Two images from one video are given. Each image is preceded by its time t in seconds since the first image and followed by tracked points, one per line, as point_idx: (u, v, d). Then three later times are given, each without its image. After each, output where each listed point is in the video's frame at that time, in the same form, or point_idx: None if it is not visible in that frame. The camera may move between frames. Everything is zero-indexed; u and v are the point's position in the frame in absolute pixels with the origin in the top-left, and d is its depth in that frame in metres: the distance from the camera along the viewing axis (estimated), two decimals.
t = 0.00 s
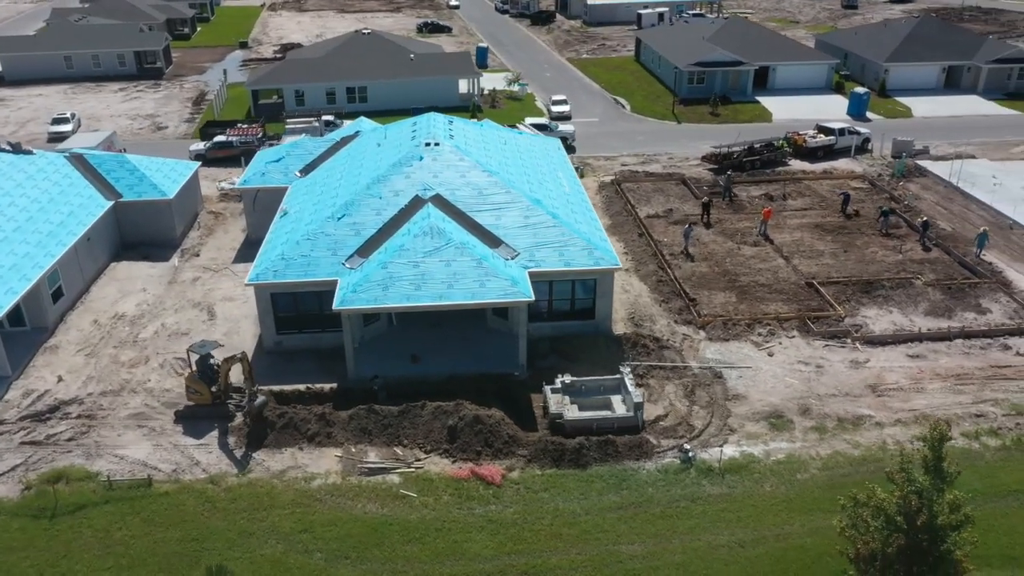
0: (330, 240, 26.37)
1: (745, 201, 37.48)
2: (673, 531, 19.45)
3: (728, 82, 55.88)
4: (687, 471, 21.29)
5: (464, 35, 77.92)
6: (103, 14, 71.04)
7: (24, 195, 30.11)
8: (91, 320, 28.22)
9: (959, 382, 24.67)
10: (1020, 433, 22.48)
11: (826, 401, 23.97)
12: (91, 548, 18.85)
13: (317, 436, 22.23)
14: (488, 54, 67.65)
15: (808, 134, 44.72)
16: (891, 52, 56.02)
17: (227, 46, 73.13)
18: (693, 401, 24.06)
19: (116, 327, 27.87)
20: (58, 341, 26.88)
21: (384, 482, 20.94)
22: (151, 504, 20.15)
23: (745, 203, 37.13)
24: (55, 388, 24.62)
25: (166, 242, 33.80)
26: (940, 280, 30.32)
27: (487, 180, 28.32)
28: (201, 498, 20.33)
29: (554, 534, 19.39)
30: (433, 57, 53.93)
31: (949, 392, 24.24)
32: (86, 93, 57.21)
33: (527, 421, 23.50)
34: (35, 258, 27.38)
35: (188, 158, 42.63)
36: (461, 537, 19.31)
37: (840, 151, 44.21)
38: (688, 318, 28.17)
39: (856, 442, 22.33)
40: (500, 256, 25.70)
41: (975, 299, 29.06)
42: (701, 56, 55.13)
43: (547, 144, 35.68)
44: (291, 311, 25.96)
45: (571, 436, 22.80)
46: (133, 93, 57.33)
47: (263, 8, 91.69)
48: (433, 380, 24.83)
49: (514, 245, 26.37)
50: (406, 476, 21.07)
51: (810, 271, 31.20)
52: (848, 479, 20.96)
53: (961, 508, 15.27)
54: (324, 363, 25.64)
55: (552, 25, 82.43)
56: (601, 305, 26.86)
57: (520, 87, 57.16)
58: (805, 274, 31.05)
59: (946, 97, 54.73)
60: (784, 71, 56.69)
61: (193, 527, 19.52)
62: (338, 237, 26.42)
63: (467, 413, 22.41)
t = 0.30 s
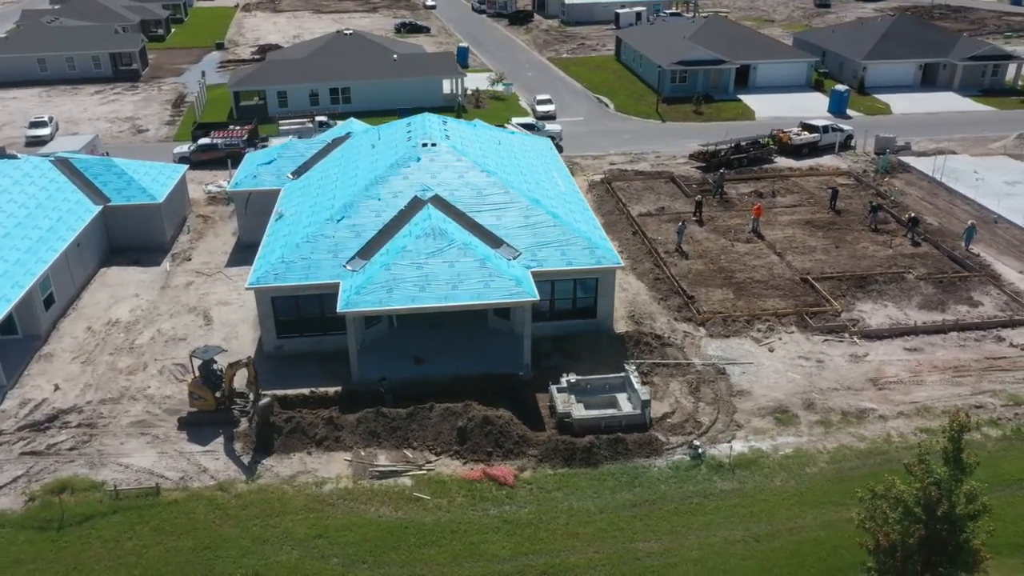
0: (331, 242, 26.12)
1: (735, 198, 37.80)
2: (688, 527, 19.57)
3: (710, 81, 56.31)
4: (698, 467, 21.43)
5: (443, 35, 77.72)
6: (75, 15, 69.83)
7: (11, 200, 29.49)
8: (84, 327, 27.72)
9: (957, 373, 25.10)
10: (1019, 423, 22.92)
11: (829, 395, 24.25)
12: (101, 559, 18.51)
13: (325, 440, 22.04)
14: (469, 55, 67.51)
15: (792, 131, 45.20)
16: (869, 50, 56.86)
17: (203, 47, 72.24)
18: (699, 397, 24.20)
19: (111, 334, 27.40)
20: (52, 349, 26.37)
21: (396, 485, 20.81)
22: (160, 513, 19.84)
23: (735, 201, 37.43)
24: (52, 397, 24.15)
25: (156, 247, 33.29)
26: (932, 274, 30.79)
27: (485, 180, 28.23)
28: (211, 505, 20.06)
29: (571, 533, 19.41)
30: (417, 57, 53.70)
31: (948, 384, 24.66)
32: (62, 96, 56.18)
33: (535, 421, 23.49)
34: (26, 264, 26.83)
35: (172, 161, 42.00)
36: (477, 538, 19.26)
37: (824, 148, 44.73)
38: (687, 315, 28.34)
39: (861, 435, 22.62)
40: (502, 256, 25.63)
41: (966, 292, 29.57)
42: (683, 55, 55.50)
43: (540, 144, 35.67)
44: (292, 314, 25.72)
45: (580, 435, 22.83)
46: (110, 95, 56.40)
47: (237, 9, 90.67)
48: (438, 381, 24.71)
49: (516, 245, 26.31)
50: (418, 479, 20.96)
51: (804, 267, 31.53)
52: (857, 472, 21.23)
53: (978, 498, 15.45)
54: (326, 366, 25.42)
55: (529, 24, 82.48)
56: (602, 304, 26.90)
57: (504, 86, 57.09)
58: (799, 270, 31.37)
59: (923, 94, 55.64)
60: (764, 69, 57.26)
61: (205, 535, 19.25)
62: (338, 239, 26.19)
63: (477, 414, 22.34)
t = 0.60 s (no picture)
0: (335, 244, 25.93)
1: (728, 195, 38.08)
2: (707, 522, 19.72)
3: (695, 79, 56.72)
4: (712, 463, 21.58)
5: (425, 35, 77.47)
6: (50, 16, 68.67)
7: (3, 205, 28.94)
8: (83, 333, 27.29)
9: (959, 365, 25.54)
10: (1022, 413, 23.36)
11: (835, 389, 24.54)
12: (118, 568, 18.22)
13: (338, 443, 21.88)
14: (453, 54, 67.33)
15: (780, 128, 45.63)
16: (851, 47, 57.59)
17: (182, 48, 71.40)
18: (708, 393, 24.35)
19: (110, 340, 27.00)
20: (51, 356, 25.92)
21: (412, 486, 20.73)
22: (176, 520, 19.57)
23: (729, 198, 37.71)
24: (55, 404, 23.75)
25: (150, 251, 32.84)
26: (926, 269, 31.25)
27: (487, 180, 28.17)
28: (227, 511, 19.83)
29: (591, 531, 19.45)
30: (404, 57, 53.48)
31: (950, 376, 25.09)
32: (41, 99, 55.25)
33: (546, 420, 23.49)
34: (23, 270, 26.37)
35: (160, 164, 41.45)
36: (498, 538, 19.24)
37: (812, 145, 45.20)
38: (690, 312, 28.50)
39: (869, 428, 22.93)
40: (508, 256, 25.58)
41: (962, 286, 30.04)
42: (668, 53, 55.83)
43: (536, 143, 35.65)
44: (297, 317, 25.50)
45: (592, 434, 22.87)
46: (90, 97, 55.55)
47: (214, 10, 89.71)
48: (446, 382, 24.64)
49: (521, 245, 26.28)
50: (435, 480, 20.89)
51: (802, 263, 31.84)
52: (868, 465, 21.51)
53: (998, 488, 15.65)
54: (333, 369, 25.24)
55: (510, 24, 82.46)
56: (608, 302, 26.94)
57: (490, 86, 57.01)
58: (797, 265, 31.69)
59: (903, 90, 56.49)
60: (748, 67, 57.76)
61: (223, 541, 19.03)
62: (342, 241, 26.00)
63: (490, 414, 22.30)
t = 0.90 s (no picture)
0: (343, 245, 25.78)
1: (725, 192, 38.35)
2: (728, 517, 19.87)
3: (683, 77, 57.05)
4: (729, 458, 21.75)
5: (409, 34, 77.18)
6: (28, 17, 67.55)
7: None
8: (85, 339, 26.91)
9: (963, 357, 25.94)
10: None
11: (844, 382, 24.83)
12: None
13: (355, 445, 21.76)
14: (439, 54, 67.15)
15: (771, 125, 46.03)
16: (835, 44, 58.22)
17: (164, 49, 70.57)
18: (719, 389, 24.53)
19: (114, 345, 26.65)
20: (55, 362, 25.56)
21: (433, 487, 20.68)
22: (196, 526, 19.37)
23: (726, 195, 37.98)
24: (63, 411, 23.41)
25: (147, 254, 32.45)
26: (924, 262, 31.68)
27: (493, 179, 28.12)
28: (247, 515, 19.66)
29: (615, 528, 19.53)
30: (393, 57, 53.26)
31: (955, 367, 25.48)
32: (23, 102, 54.37)
33: (561, 418, 23.54)
34: (24, 275, 25.94)
35: (151, 167, 40.96)
36: (523, 537, 19.25)
37: (803, 141, 45.64)
38: (696, 309, 28.68)
39: (880, 420, 23.22)
40: (518, 255, 25.57)
41: (960, 279, 30.50)
42: (656, 52, 56.11)
43: (535, 141, 35.64)
44: (306, 319, 25.33)
45: (607, 431, 22.95)
46: (74, 100, 54.74)
47: (193, 10, 88.74)
48: (459, 382, 24.61)
49: (529, 243, 26.28)
50: (455, 480, 20.86)
51: (802, 258, 32.15)
52: (882, 457, 21.78)
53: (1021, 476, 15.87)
54: (344, 370, 25.10)
55: (494, 23, 82.38)
56: (616, 300, 27.03)
57: (479, 85, 56.94)
58: (797, 261, 32.00)
59: (888, 87, 57.22)
60: (735, 65, 58.20)
61: (246, 546, 18.87)
62: (350, 242, 25.86)
63: (507, 413, 22.29)
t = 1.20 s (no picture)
0: (350, 245, 25.64)
1: (719, 188, 38.65)
2: (748, 509, 20.05)
3: (669, 74, 57.38)
4: (743, 451, 21.95)
5: (391, 34, 76.82)
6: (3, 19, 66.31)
7: None
8: (87, 344, 26.52)
9: (964, 348, 26.38)
10: None
11: (851, 374, 25.15)
12: None
13: (371, 446, 21.67)
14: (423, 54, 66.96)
15: (760, 122, 46.44)
16: (818, 41, 58.88)
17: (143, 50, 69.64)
18: (729, 383, 24.74)
19: (117, 350, 26.28)
20: (58, 369, 25.15)
21: (452, 487, 20.66)
22: (215, 531, 19.17)
23: (721, 191, 38.28)
24: (70, 418, 23.05)
25: (144, 258, 32.04)
26: (920, 255, 32.16)
27: (497, 177, 28.09)
28: (267, 519, 19.50)
29: (636, 523, 19.63)
30: (381, 57, 53.03)
31: (957, 358, 25.90)
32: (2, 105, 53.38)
33: (574, 415, 23.60)
34: (24, 281, 25.47)
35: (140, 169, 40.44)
36: (546, 535, 19.29)
37: (791, 137, 46.09)
38: (700, 304, 28.89)
39: (889, 411, 23.54)
40: (526, 253, 25.58)
41: (955, 271, 31.01)
42: (642, 49, 56.40)
43: (531, 139, 35.63)
44: (314, 321, 25.18)
45: (621, 427, 23.06)
46: (55, 102, 53.84)
47: (169, 10, 87.65)
48: (470, 381, 24.58)
49: (536, 241, 26.31)
50: (474, 480, 20.85)
51: (800, 253, 32.51)
52: (893, 447, 22.08)
53: None
54: (353, 372, 24.97)
55: (475, 22, 82.24)
56: (622, 296, 27.15)
57: (466, 84, 56.85)
58: (796, 255, 32.36)
59: (870, 83, 57.98)
60: (720, 62, 58.62)
61: (268, 550, 18.71)
62: (357, 242, 25.73)
63: (522, 412, 22.31)
